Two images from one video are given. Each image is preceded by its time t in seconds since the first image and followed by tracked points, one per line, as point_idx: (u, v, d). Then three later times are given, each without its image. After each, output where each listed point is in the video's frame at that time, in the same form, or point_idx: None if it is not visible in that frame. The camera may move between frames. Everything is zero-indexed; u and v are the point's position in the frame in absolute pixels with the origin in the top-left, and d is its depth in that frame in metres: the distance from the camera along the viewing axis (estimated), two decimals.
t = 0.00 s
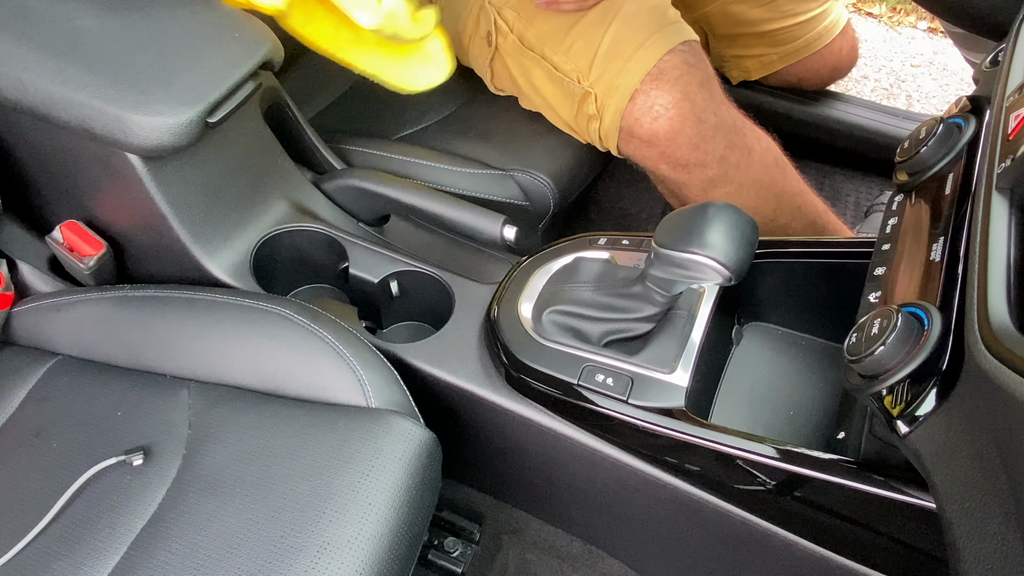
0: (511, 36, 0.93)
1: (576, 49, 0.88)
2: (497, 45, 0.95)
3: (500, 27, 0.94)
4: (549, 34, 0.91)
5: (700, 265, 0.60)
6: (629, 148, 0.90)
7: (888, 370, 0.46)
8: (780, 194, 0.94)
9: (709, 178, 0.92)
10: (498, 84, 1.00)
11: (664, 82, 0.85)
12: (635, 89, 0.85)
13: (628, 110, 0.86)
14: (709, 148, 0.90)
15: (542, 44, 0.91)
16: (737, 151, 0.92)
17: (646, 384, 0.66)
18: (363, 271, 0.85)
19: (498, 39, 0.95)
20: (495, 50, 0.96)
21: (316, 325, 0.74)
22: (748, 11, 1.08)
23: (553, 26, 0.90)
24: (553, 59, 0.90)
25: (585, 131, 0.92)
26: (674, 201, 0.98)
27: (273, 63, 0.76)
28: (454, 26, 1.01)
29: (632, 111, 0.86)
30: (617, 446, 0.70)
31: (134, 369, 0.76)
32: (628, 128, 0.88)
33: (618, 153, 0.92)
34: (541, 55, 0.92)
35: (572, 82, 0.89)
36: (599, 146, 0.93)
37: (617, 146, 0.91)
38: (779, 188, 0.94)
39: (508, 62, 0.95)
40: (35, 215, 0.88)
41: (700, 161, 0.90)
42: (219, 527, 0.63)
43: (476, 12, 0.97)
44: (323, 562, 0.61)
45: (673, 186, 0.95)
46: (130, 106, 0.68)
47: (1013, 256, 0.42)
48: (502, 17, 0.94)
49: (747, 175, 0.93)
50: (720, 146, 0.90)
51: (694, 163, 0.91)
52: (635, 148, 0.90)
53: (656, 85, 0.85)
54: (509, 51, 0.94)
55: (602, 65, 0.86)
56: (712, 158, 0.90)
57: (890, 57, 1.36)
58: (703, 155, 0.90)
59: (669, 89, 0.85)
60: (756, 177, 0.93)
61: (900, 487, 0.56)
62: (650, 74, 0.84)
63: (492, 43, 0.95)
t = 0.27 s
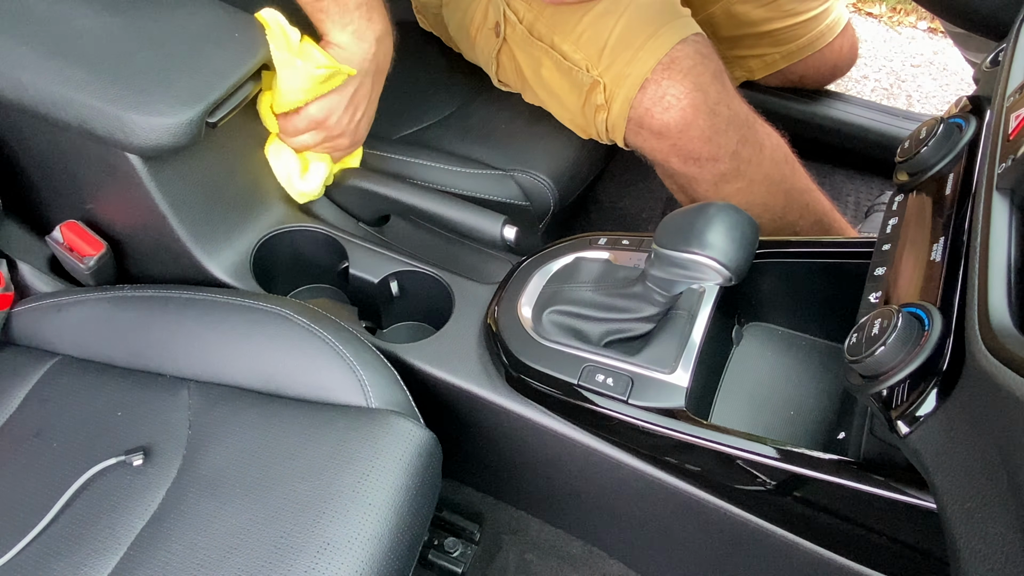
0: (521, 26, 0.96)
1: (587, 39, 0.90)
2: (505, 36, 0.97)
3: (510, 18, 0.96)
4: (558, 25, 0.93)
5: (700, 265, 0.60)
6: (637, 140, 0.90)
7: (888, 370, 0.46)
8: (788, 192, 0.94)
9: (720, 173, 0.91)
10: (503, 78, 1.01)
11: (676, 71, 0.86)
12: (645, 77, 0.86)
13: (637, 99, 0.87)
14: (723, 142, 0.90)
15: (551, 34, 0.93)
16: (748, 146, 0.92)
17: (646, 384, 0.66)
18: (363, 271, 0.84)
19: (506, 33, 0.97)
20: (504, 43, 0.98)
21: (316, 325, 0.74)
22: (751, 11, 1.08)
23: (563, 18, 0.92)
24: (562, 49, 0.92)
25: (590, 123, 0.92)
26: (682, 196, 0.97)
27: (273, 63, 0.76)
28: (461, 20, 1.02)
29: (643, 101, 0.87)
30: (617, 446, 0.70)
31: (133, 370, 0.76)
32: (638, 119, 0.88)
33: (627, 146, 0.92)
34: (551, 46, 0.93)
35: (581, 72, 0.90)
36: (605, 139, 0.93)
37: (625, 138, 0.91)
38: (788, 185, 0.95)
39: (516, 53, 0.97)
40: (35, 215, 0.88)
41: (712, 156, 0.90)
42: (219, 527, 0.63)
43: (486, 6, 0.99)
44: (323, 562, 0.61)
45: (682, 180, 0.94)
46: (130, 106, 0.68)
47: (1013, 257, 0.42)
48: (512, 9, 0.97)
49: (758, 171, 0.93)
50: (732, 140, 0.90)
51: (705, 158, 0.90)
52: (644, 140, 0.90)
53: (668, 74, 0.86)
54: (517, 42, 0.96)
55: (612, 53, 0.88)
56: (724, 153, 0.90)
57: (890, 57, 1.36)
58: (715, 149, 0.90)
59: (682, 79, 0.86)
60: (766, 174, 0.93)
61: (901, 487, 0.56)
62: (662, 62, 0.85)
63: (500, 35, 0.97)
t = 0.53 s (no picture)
0: (521, 24, 0.96)
1: (586, 38, 0.90)
2: (505, 34, 0.98)
3: (511, 16, 0.97)
4: (559, 25, 0.93)
5: (699, 265, 0.60)
6: (636, 141, 0.91)
7: (888, 371, 0.46)
8: (787, 193, 0.94)
9: (719, 173, 0.91)
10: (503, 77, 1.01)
11: (675, 72, 0.86)
12: (644, 78, 0.86)
13: (637, 100, 0.87)
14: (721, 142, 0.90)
15: (551, 34, 0.94)
16: (747, 147, 0.92)
17: (645, 384, 0.66)
18: (363, 272, 0.84)
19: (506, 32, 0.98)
20: (504, 42, 0.98)
21: (316, 325, 0.74)
22: (753, 12, 1.08)
23: (563, 17, 0.93)
24: (562, 49, 0.92)
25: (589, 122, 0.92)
26: (682, 196, 0.97)
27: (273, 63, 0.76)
28: (462, 18, 1.03)
29: (642, 101, 0.87)
30: (617, 447, 0.70)
31: (133, 370, 0.76)
32: (637, 119, 0.88)
33: (625, 146, 0.92)
34: (551, 45, 0.94)
35: (581, 72, 0.90)
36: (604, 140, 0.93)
37: (623, 139, 0.91)
38: (787, 185, 0.95)
39: (516, 52, 0.97)
40: (35, 215, 0.88)
41: (710, 156, 0.90)
42: (219, 527, 0.63)
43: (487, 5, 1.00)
44: (322, 563, 0.61)
45: (681, 180, 0.94)
46: (130, 106, 0.68)
47: (1013, 257, 0.42)
48: (513, 8, 0.97)
49: (757, 171, 0.93)
50: (731, 141, 0.90)
51: (704, 158, 0.90)
52: (643, 140, 0.90)
53: (667, 75, 0.86)
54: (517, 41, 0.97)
55: (611, 53, 0.88)
56: (723, 153, 0.90)
57: (890, 57, 1.36)
58: (714, 149, 0.90)
59: (681, 80, 0.86)
60: (765, 174, 0.93)
61: (901, 488, 0.56)
62: (662, 62, 0.85)
63: (500, 33, 0.98)
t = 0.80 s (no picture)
0: (519, 26, 0.92)
1: (584, 38, 0.88)
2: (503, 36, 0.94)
3: (508, 17, 0.93)
4: (556, 25, 0.90)
5: (699, 265, 0.60)
6: (633, 142, 0.91)
7: (888, 370, 0.46)
8: (785, 193, 0.94)
9: (716, 174, 0.92)
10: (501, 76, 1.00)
11: (672, 75, 0.85)
12: (641, 80, 0.85)
13: (633, 103, 0.86)
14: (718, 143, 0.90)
15: (549, 34, 0.91)
16: (744, 147, 0.92)
17: (645, 384, 0.66)
18: (363, 272, 0.84)
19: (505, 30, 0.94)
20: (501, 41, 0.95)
21: (316, 325, 0.74)
22: (752, 12, 1.07)
23: (561, 17, 0.90)
24: (559, 50, 0.90)
25: (588, 122, 0.92)
26: (680, 198, 0.98)
27: (273, 63, 0.76)
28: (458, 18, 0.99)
29: (639, 104, 0.86)
30: (617, 446, 0.70)
31: (133, 370, 0.76)
32: (634, 121, 0.88)
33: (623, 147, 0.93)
34: (548, 45, 0.91)
35: (579, 73, 0.89)
36: (602, 140, 0.93)
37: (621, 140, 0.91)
38: (785, 186, 0.95)
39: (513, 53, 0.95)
40: (35, 215, 0.88)
41: (707, 157, 0.90)
42: (219, 527, 0.63)
43: None
44: (322, 562, 0.61)
45: (678, 182, 0.95)
46: (130, 106, 0.68)
47: (1013, 257, 0.42)
48: (511, 7, 0.93)
49: (754, 172, 0.93)
50: (727, 141, 0.90)
51: (700, 159, 0.91)
52: (640, 142, 0.90)
53: (664, 77, 0.85)
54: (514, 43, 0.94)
55: (609, 55, 0.87)
56: (719, 154, 0.90)
57: (890, 58, 1.36)
58: (710, 150, 0.90)
59: (677, 82, 0.85)
60: (762, 175, 0.93)
61: (901, 487, 0.56)
62: (657, 66, 0.85)
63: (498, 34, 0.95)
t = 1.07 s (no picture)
0: (513, 36, 0.93)
1: (576, 51, 0.88)
2: (498, 45, 0.94)
3: (502, 27, 0.93)
4: (550, 36, 0.90)
5: (699, 266, 0.60)
6: (629, 151, 0.90)
7: (889, 371, 0.46)
8: (780, 197, 0.94)
9: (710, 181, 0.92)
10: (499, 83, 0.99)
11: (665, 85, 0.85)
12: (635, 91, 0.85)
13: (627, 113, 0.86)
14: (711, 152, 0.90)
15: (542, 45, 0.91)
16: (738, 154, 0.92)
17: (646, 384, 0.66)
18: (363, 272, 0.84)
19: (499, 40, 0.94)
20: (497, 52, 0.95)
21: (316, 325, 0.74)
22: (750, 12, 1.08)
23: (554, 27, 0.90)
24: (553, 61, 0.90)
25: (583, 131, 0.91)
26: (675, 202, 0.98)
27: (273, 63, 0.76)
28: (456, 25, 0.99)
29: (633, 114, 0.86)
30: (617, 447, 0.70)
31: (133, 370, 0.76)
32: (629, 131, 0.88)
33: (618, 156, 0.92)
34: (542, 57, 0.91)
35: (573, 83, 0.89)
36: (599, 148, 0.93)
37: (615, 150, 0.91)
38: (780, 190, 0.94)
39: (508, 62, 0.95)
40: (35, 215, 0.88)
41: (701, 164, 0.90)
42: (219, 527, 0.63)
43: (479, 10, 0.96)
44: (322, 563, 0.61)
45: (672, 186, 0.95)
46: (130, 106, 0.68)
47: (1013, 257, 0.42)
48: (505, 17, 0.94)
49: (748, 177, 0.93)
50: (720, 149, 0.90)
51: (694, 167, 0.91)
52: (635, 150, 0.90)
53: (656, 88, 0.85)
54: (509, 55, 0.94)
55: (603, 66, 0.87)
56: (713, 161, 0.90)
57: (890, 57, 1.35)
58: (704, 158, 0.90)
59: (671, 91, 0.85)
60: (757, 179, 0.93)
61: (901, 487, 0.56)
62: (651, 76, 0.85)
63: (493, 43, 0.95)
